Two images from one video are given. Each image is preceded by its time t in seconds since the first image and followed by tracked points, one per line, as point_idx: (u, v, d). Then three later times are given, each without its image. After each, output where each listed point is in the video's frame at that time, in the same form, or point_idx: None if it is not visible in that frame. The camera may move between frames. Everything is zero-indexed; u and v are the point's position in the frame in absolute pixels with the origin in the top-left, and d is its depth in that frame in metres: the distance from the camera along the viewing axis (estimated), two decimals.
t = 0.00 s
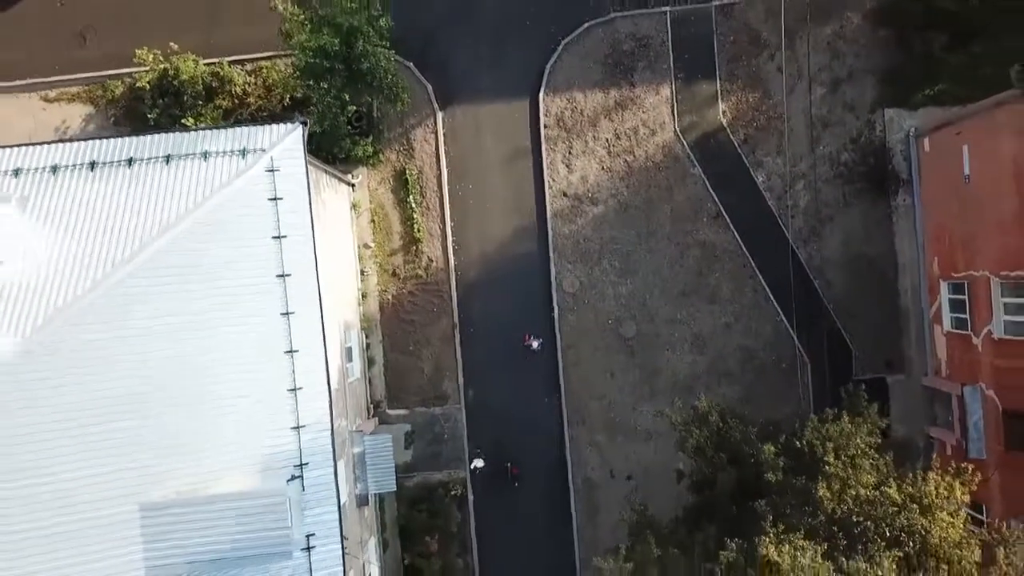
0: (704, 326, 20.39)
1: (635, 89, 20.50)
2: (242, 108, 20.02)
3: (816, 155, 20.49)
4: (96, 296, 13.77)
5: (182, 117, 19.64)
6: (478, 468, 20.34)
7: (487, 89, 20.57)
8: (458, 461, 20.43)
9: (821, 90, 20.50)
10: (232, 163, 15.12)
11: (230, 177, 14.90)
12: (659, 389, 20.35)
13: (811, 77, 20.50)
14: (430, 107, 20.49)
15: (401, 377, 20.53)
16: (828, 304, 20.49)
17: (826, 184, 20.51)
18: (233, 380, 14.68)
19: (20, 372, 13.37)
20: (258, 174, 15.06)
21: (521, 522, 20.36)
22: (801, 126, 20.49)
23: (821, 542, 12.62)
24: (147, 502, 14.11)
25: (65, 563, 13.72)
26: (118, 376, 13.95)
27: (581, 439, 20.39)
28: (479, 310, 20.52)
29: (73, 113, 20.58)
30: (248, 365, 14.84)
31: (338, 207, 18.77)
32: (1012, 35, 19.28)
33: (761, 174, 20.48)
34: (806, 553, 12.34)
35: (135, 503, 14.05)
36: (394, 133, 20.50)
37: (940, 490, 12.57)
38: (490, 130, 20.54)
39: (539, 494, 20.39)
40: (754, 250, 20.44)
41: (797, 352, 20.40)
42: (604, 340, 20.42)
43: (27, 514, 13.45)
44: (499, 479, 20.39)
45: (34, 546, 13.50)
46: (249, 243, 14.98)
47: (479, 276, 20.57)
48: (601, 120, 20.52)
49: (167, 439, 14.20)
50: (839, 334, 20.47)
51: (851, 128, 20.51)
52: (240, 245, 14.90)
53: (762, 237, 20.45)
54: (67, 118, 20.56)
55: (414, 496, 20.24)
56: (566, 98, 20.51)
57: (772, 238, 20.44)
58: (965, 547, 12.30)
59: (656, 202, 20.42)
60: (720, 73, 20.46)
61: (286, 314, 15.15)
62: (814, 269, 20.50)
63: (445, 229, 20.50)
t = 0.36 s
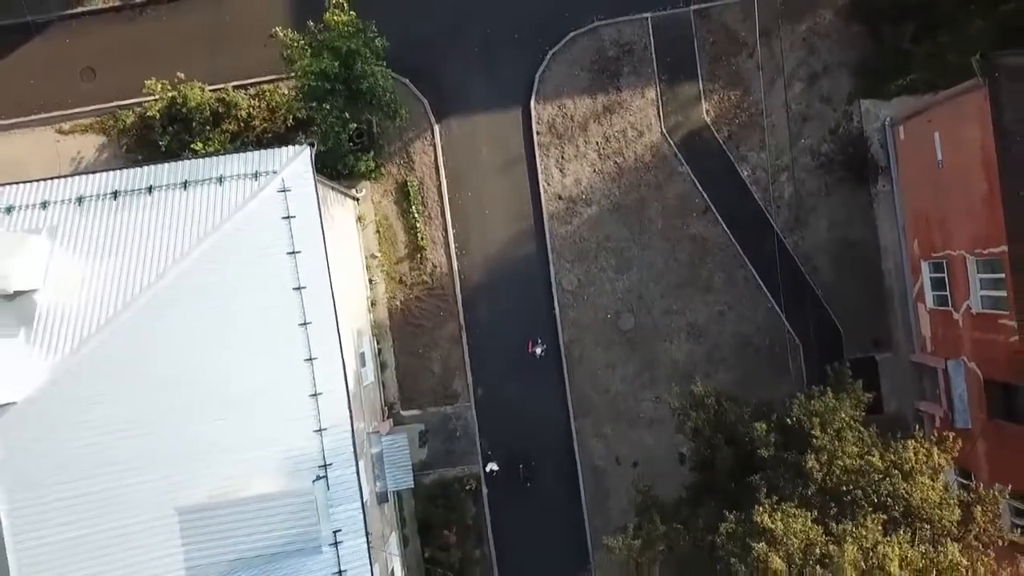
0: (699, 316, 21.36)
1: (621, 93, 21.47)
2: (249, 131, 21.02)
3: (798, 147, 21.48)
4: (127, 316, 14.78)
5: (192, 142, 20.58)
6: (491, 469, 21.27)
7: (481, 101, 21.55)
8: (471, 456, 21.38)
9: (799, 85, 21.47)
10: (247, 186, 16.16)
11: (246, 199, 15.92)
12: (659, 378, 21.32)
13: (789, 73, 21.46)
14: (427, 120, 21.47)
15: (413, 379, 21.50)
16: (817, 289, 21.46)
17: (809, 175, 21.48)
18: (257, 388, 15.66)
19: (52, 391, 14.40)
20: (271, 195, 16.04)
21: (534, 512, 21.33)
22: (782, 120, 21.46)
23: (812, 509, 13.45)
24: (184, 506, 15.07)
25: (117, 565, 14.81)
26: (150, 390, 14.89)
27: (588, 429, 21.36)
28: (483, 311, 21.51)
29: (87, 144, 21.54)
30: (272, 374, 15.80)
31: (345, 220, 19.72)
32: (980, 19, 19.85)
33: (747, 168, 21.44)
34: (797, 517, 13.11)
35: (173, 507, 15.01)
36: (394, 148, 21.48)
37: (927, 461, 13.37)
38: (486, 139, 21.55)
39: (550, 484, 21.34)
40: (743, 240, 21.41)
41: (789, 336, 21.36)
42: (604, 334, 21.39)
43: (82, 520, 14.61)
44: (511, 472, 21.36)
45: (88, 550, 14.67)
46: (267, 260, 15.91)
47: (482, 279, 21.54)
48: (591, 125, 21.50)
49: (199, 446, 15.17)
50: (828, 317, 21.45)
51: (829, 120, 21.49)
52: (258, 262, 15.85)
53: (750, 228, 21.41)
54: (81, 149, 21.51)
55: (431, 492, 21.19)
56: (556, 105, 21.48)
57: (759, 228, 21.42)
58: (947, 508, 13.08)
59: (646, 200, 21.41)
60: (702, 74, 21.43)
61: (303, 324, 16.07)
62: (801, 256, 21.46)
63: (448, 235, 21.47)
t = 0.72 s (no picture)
0: (693, 306, 22.34)
1: (608, 98, 22.46)
2: (255, 152, 21.97)
3: (779, 141, 22.47)
4: (154, 334, 15.73)
5: (200, 165, 21.50)
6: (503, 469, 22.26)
7: (474, 111, 22.55)
8: (482, 452, 22.35)
9: (777, 82, 22.46)
10: (259, 207, 17.22)
11: (259, 219, 16.98)
12: (658, 368, 22.28)
13: (767, 70, 22.45)
14: (424, 133, 22.47)
15: (423, 380, 22.47)
16: (804, 275, 22.45)
17: (791, 167, 22.47)
18: (279, 395, 16.63)
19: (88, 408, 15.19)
20: (282, 214, 17.10)
21: (546, 503, 22.28)
22: (762, 116, 22.46)
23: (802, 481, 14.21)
24: (217, 510, 16.02)
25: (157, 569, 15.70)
26: (179, 401, 15.85)
27: (592, 420, 22.31)
28: (487, 312, 22.50)
29: (100, 172, 22.52)
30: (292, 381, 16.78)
31: (352, 233, 20.67)
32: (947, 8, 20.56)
33: (731, 163, 22.44)
34: (788, 487, 13.71)
35: (206, 512, 15.94)
36: (395, 161, 22.47)
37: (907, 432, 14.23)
38: (481, 148, 22.54)
39: (559, 475, 22.30)
40: (732, 232, 22.39)
41: (781, 321, 22.34)
42: (603, 328, 22.36)
43: (120, 528, 15.45)
44: (521, 464, 22.33)
45: (129, 556, 15.53)
46: (281, 274, 16.92)
47: (484, 282, 22.53)
48: (581, 129, 22.50)
49: (228, 452, 16.13)
50: (817, 301, 22.44)
51: (808, 113, 22.48)
52: (274, 277, 16.86)
53: (738, 220, 22.40)
54: (94, 177, 22.49)
55: (445, 488, 22.14)
56: (546, 112, 22.48)
57: (746, 220, 22.40)
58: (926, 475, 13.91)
59: (637, 199, 22.40)
60: (684, 76, 22.43)
61: (319, 334, 17.08)
62: (788, 244, 22.44)
63: (449, 242, 22.44)
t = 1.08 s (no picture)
0: (687, 298, 23.30)
1: (596, 103, 23.45)
2: (260, 173, 22.86)
3: (761, 136, 23.47)
4: (180, 349, 16.67)
5: (209, 187, 22.45)
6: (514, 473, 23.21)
7: (468, 122, 23.54)
8: (493, 448, 23.30)
9: (756, 79, 23.46)
10: (271, 226, 18.39)
11: (272, 237, 18.13)
12: (656, 360, 23.24)
13: (746, 69, 23.47)
14: (421, 146, 23.45)
15: (433, 382, 23.44)
16: (792, 263, 23.42)
17: (774, 160, 23.47)
18: (298, 401, 17.63)
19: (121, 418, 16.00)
20: (293, 231, 18.27)
21: (555, 492, 23.20)
22: (744, 112, 23.46)
23: (791, 456, 15.01)
24: (246, 512, 16.96)
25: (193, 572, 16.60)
26: (206, 411, 16.80)
27: (596, 413, 23.27)
28: (490, 314, 23.46)
29: (112, 199, 23.49)
30: (310, 388, 17.81)
31: (358, 245, 21.61)
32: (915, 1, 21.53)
33: (717, 159, 23.43)
34: (781, 464, 14.33)
35: (236, 514, 16.88)
36: (394, 174, 23.46)
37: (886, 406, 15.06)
38: (477, 158, 23.55)
39: (567, 466, 23.25)
40: (720, 226, 23.37)
41: (772, 309, 23.29)
42: (602, 324, 23.34)
43: (157, 535, 16.30)
44: (529, 458, 23.30)
45: (166, 561, 16.40)
46: (296, 287, 18.02)
47: (486, 286, 23.50)
48: (571, 134, 23.48)
49: (254, 457, 17.09)
50: (806, 288, 23.42)
51: (788, 108, 23.46)
52: (289, 291, 17.95)
53: (725, 214, 23.38)
54: (108, 204, 23.46)
55: (459, 484, 23.05)
56: (537, 120, 23.45)
57: (734, 213, 23.37)
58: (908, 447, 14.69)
59: (628, 198, 23.36)
60: (668, 78, 23.44)
61: (333, 342, 18.15)
62: (775, 235, 23.42)
63: (450, 248, 23.40)
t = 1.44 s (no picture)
0: (681, 290, 24.26)
1: (584, 108, 24.43)
2: (263, 191, 23.90)
3: (744, 132, 24.43)
4: (202, 364, 17.66)
5: (217, 209, 23.28)
6: (528, 475, 24.14)
7: (463, 133, 24.51)
8: (502, 444, 24.27)
9: (737, 77, 24.42)
10: (281, 243, 19.35)
11: (282, 253, 19.11)
12: (655, 351, 24.19)
13: (727, 68, 24.44)
14: (419, 157, 24.41)
15: (441, 384, 24.37)
16: (781, 252, 24.38)
17: (758, 154, 24.43)
18: (317, 407, 18.60)
19: (152, 432, 17.01)
20: (302, 247, 19.26)
21: (565, 483, 24.14)
22: (727, 110, 24.42)
23: (783, 435, 15.93)
24: (273, 515, 17.91)
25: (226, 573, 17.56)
26: (230, 421, 17.75)
27: (600, 405, 24.22)
28: (493, 315, 24.42)
29: (124, 224, 24.47)
30: (327, 395, 18.77)
31: (363, 256, 22.56)
32: None
33: (702, 156, 24.38)
34: (772, 442, 15.16)
35: (264, 517, 17.83)
36: (394, 186, 24.42)
37: (870, 383, 16.00)
38: (472, 166, 24.51)
39: (574, 458, 24.20)
40: (710, 219, 24.33)
41: (763, 297, 24.28)
42: (601, 319, 24.29)
43: (190, 540, 17.27)
44: (538, 451, 24.24)
45: (200, 565, 17.35)
46: (308, 300, 19.00)
47: (487, 288, 24.46)
48: (562, 139, 24.46)
49: (278, 462, 18.04)
50: (795, 275, 24.37)
51: (768, 103, 24.42)
52: (302, 304, 18.92)
53: (714, 208, 24.34)
54: (120, 229, 24.45)
55: (472, 481, 24.00)
56: (529, 127, 24.42)
57: (722, 207, 24.34)
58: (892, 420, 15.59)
59: (620, 198, 24.34)
60: (651, 80, 24.42)
61: (346, 351, 19.12)
62: (762, 226, 24.39)
63: (451, 254, 24.37)
